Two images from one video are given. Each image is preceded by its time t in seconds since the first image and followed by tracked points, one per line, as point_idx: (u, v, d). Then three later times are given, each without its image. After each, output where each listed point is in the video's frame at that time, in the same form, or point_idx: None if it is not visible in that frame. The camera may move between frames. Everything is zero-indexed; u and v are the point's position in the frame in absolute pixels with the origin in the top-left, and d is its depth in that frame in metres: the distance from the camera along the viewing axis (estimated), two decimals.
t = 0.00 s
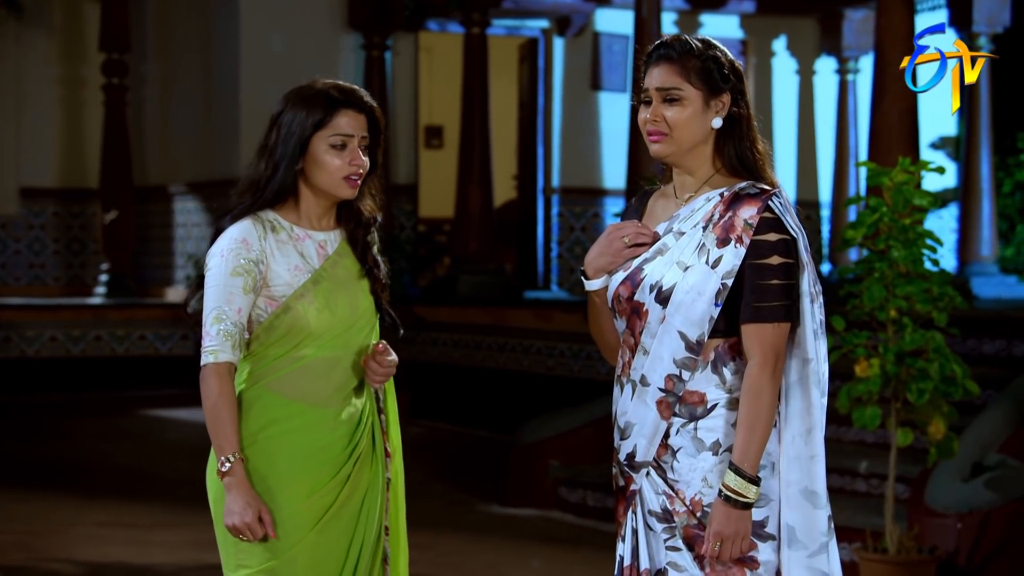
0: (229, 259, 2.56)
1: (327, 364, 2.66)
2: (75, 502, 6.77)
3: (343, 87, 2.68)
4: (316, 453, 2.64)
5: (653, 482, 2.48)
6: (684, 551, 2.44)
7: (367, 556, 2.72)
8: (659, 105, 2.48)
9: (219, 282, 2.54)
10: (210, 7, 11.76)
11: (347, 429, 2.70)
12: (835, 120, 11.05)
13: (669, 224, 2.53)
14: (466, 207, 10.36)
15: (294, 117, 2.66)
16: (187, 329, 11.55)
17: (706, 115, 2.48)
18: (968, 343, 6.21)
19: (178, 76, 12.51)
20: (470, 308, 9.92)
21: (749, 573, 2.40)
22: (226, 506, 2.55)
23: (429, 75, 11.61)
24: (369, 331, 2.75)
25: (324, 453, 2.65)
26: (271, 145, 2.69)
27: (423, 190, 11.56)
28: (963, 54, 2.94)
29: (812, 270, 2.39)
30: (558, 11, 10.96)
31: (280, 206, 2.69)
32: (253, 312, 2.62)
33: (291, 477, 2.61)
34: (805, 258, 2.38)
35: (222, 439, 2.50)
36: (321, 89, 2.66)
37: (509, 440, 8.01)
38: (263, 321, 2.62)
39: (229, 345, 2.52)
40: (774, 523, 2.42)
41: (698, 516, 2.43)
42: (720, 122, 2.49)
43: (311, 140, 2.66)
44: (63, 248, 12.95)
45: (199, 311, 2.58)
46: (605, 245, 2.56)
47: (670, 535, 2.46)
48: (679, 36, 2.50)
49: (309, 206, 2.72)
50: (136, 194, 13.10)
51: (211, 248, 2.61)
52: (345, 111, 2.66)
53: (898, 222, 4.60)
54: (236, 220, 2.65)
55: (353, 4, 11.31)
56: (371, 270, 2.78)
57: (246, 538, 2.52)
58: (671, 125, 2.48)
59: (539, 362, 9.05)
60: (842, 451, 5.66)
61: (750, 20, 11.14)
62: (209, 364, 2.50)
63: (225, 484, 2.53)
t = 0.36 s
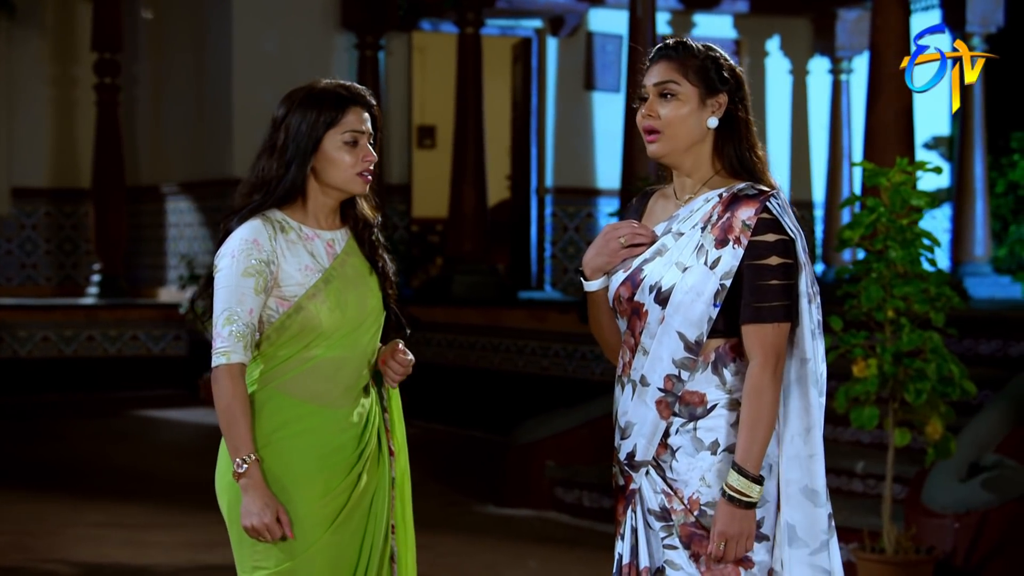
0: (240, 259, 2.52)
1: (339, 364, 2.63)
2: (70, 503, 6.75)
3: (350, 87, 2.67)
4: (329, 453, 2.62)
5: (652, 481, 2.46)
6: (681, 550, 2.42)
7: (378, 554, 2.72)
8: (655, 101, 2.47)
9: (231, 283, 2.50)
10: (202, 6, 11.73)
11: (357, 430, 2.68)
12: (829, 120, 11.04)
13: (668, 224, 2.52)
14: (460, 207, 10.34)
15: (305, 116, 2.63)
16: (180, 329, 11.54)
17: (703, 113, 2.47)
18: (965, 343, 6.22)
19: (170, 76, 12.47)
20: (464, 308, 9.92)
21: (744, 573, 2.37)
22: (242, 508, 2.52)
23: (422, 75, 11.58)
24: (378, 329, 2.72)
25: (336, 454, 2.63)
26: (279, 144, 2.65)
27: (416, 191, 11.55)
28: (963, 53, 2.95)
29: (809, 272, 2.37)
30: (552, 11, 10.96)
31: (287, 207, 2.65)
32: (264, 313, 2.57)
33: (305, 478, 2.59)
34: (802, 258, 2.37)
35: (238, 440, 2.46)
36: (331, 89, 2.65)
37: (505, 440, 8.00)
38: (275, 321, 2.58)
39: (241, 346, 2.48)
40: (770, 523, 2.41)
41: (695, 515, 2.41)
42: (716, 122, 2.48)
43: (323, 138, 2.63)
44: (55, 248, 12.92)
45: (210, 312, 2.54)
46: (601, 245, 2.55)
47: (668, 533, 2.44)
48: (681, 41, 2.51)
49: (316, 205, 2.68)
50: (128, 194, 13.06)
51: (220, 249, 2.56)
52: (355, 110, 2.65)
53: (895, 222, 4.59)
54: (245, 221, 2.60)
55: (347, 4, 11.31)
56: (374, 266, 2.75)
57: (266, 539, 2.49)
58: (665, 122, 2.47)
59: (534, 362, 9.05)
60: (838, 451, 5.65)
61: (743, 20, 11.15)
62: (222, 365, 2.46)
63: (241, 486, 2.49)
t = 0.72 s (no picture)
0: (245, 257, 2.50)
1: (342, 363, 2.61)
2: (67, 503, 6.72)
3: (349, 83, 2.65)
4: (333, 453, 2.60)
5: (652, 480, 2.44)
6: (676, 548, 2.41)
7: (378, 554, 2.70)
8: (648, 107, 2.48)
9: (236, 281, 2.47)
10: (197, 6, 11.69)
11: (359, 428, 2.66)
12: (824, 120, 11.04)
13: (674, 225, 2.49)
14: (455, 206, 10.31)
15: (305, 113, 2.60)
16: (175, 328, 11.52)
17: (693, 117, 2.45)
18: (962, 343, 6.22)
19: (164, 76, 12.43)
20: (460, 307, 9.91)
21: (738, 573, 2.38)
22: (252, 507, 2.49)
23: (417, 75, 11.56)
24: (379, 326, 2.71)
25: (338, 454, 2.61)
26: (279, 142, 2.62)
27: (411, 190, 11.53)
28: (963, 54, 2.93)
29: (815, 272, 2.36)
30: (547, 10, 10.95)
31: (288, 203, 2.63)
32: (270, 311, 2.54)
33: (308, 478, 2.57)
34: (809, 259, 2.36)
35: (246, 439, 2.43)
36: (329, 85, 2.62)
37: (501, 439, 7.99)
38: (280, 319, 2.55)
39: (248, 344, 2.45)
40: (767, 524, 2.39)
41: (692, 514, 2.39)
42: (706, 125, 2.45)
43: (323, 135, 2.61)
44: (49, 248, 12.88)
45: (215, 310, 2.51)
46: (603, 244, 2.54)
47: (665, 531, 2.43)
48: (682, 43, 2.49)
49: (317, 202, 2.67)
50: (122, 193, 12.99)
51: (223, 246, 2.53)
52: (354, 106, 2.63)
53: (894, 222, 4.58)
54: (248, 219, 2.57)
55: (341, 4, 11.31)
56: (375, 263, 2.75)
57: (278, 537, 2.47)
58: (657, 127, 2.47)
59: (530, 362, 9.05)
60: (836, 451, 5.64)
61: (738, 19, 11.13)
62: (227, 364, 2.43)
63: (250, 484, 2.46)
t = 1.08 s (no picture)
0: (246, 254, 2.48)
1: (341, 362, 2.60)
2: (62, 503, 6.70)
3: (343, 81, 2.63)
4: (331, 452, 2.59)
5: (661, 477, 2.47)
6: (690, 545, 2.43)
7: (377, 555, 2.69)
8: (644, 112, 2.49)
9: (236, 279, 2.46)
10: (190, 6, 11.67)
11: (357, 427, 2.65)
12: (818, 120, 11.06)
13: (681, 220, 2.49)
14: (450, 206, 10.29)
15: (302, 110, 2.59)
16: (168, 328, 11.50)
17: (682, 120, 2.45)
18: (958, 342, 6.22)
19: (157, 75, 12.39)
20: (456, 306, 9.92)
21: (754, 570, 2.37)
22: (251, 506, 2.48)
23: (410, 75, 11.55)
24: (377, 324, 2.70)
25: (337, 453, 2.60)
26: (275, 142, 2.60)
27: (405, 190, 11.52)
28: (964, 54, 2.87)
29: (816, 269, 2.35)
30: (541, 10, 10.93)
31: (289, 202, 2.62)
32: (270, 310, 2.52)
33: (307, 478, 2.55)
34: (811, 254, 2.34)
35: (246, 436, 2.41)
36: (324, 83, 2.61)
37: (498, 439, 7.99)
38: (280, 318, 2.53)
39: (248, 342, 2.43)
40: (780, 519, 2.35)
41: (702, 511, 2.41)
42: (696, 127, 2.45)
43: (314, 134, 2.59)
44: (41, 247, 12.83)
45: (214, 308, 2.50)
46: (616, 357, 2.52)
47: (678, 528, 2.45)
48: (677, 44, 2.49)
49: (315, 200, 2.65)
50: (115, 193, 12.94)
51: (224, 244, 2.52)
52: (350, 104, 2.63)
53: (894, 222, 4.57)
54: (249, 216, 2.56)
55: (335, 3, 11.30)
56: (372, 261, 2.75)
57: (276, 537, 2.46)
58: (652, 131, 2.49)
59: (525, 361, 9.08)
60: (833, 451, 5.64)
61: (732, 19, 11.13)
62: (227, 362, 2.42)
63: (250, 484, 2.44)
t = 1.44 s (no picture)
0: (247, 254, 2.47)
1: (340, 361, 2.58)
2: (55, 503, 6.67)
3: (339, 78, 2.62)
4: (330, 452, 2.58)
5: (671, 479, 2.46)
6: (700, 547, 2.42)
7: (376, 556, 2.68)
8: (648, 105, 2.47)
9: (237, 278, 2.44)
10: (182, 5, 11.64)
11: (355, 426, 2.64)
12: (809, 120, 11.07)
13: (684, 224, 2.50)
14: (442, 205, 10.26)
15: (299, 109, 2.57)
16: (159, 328, 11.45)
17: (688, 113, 2.43)
18: (953, 342, 6.22)
19: (148, 74, 12.35)
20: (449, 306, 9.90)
21: (765, 572, 2.37)
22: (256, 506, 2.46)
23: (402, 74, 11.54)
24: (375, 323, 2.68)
25: (336, 452, 2.59)
26: (273, 141, 2.58)
27: (397, 189, 11.50)
28: (963, 53, 2.84)
29: (826, 262, 2.35)
30: (533, 8, 10.91)
31: (286, 200, 2.60)
32: (269, 309, 2.50)
33: (307, 478, 2.54)
34: (821, 249, 2.35)
35: (251, 436, 2.40)
36: (319, 81, 2.59)
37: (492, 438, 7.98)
38: (280, 316, 2.52)
39: (249, 342, 2.42)
40: (791, 521, 2.35)
41: (713, 513, 2.40)
42: (702, 120, 2.43)
43: (315, 129, 2.58)
44: (32, 246, 12.78)
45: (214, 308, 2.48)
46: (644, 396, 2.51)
47: (687, 530, 2.44)
48: (684, 38, 2.48)
49: (312, 197, 2.63)
50: (106, 192, 12.88)
51: (224, 243, 2.50)
52: (344, 101, 2.61)
53: (893, 222, 4.58)
54: (249, 214, 2.53)
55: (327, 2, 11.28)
56: (367, 259, 2.75)
57: (283, 536, 2.44)
58: (657, 125, 2.46)
59: (518, 361, 9.09)
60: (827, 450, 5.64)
61: (724, 18, 11.13)
62: (229, 362, 2.40)
63: (254, 484, 2.42)
